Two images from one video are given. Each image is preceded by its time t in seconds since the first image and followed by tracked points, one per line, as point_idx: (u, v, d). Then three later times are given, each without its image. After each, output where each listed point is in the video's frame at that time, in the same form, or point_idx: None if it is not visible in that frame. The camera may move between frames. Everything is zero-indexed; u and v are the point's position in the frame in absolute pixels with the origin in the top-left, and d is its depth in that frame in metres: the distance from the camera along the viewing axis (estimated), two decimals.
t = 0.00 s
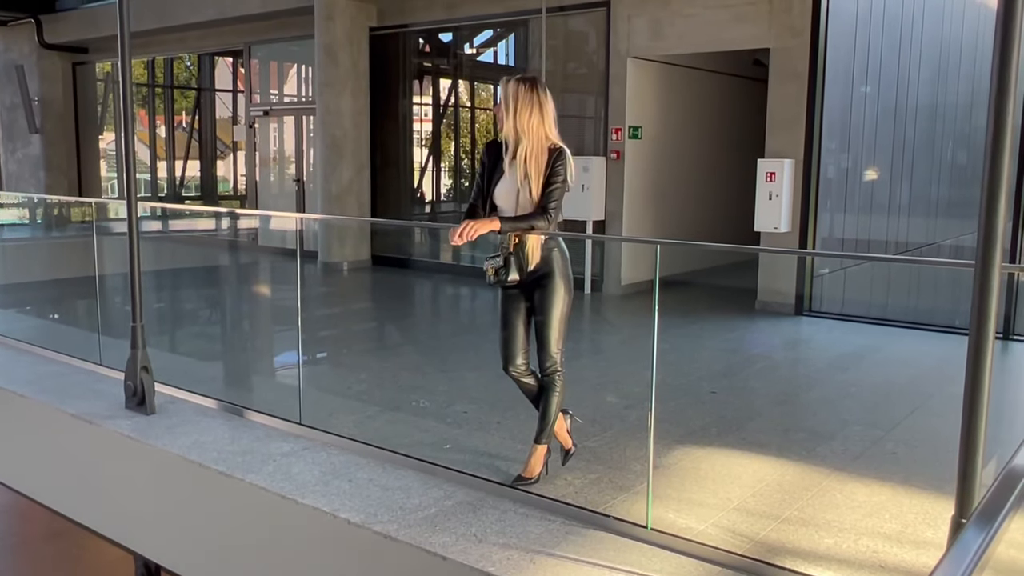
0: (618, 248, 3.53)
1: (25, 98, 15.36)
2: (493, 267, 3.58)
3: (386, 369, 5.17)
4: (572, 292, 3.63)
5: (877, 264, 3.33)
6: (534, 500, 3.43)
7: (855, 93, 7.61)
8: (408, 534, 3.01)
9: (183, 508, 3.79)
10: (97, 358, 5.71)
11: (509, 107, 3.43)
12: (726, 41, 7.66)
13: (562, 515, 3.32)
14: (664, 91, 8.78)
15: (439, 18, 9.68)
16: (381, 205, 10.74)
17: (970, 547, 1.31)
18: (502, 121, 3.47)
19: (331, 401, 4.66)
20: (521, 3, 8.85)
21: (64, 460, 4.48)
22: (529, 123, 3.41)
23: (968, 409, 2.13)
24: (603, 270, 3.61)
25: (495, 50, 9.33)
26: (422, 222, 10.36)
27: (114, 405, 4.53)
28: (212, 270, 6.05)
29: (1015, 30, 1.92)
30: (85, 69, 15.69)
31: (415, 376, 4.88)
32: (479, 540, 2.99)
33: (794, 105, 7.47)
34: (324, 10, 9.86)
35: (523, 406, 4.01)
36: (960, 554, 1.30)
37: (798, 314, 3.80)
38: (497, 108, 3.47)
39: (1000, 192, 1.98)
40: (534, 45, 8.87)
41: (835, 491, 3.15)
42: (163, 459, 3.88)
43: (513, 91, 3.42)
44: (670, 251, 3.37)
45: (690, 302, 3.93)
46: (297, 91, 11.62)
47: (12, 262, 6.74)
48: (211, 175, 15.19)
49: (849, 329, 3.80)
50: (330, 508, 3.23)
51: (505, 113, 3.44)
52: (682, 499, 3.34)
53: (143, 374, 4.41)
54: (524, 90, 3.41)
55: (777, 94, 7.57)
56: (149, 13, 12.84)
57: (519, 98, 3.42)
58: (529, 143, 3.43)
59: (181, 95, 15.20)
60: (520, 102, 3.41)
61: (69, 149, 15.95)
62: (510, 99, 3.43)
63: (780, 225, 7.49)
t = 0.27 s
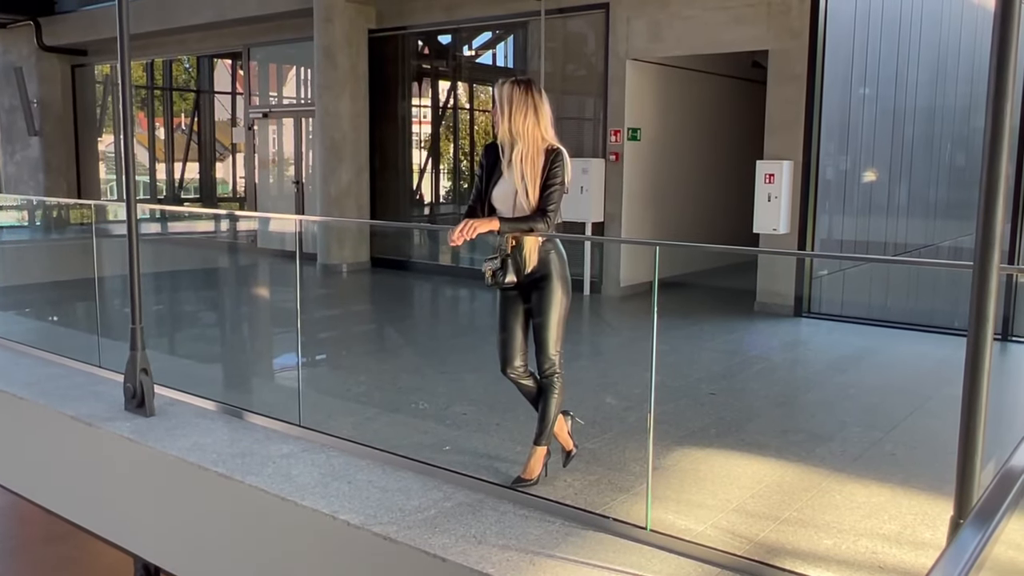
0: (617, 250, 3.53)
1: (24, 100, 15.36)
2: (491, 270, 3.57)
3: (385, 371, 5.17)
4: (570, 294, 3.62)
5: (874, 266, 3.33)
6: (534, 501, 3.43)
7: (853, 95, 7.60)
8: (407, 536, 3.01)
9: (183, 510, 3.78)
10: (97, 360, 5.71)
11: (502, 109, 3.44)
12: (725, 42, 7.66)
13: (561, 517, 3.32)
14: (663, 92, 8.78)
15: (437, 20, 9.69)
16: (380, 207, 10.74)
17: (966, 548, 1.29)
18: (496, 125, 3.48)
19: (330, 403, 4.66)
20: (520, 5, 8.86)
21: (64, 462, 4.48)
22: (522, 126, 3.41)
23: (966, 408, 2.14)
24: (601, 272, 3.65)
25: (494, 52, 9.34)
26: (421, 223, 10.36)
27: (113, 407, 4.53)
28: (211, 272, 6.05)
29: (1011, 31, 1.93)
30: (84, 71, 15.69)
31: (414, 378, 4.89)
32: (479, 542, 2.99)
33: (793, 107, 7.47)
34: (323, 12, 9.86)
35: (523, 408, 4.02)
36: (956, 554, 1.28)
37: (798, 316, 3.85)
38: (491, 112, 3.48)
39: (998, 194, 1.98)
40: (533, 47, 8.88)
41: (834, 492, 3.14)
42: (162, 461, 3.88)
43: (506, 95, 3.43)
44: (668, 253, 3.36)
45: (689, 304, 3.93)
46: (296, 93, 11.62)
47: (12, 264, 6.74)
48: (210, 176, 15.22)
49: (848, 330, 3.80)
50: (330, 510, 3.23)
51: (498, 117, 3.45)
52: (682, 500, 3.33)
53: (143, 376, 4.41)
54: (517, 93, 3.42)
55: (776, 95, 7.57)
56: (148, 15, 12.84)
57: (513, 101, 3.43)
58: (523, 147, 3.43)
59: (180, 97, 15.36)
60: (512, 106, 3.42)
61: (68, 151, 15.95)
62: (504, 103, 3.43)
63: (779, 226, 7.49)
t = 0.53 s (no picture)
0: (616, 251, 3.53)
1: (23, 102, 15.34)
2: (491, 271, 3.56)
3: (384, 372, 5.17)
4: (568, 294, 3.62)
5: (872, 267, 3.33)
6: (533, 502, 3.43)
7: (851, 96, 7.59)
8: (407, 537, 3.01)
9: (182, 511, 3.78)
10: (96, 362, 5.71)
11: (500, 110, 3.44)
12: (724, 43, 7.67)
13: (561, 518, 3.31)
14: (661, 93, 8.79)
15: (436, 22, 9.70)
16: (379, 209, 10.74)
17: (962, 548, 1.29)
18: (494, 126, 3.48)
19: (329, 404, 4.67)
20: (518, 6, 8.87)
21: (62, 464, 4.48)
22: (520, 127, 3.42)
23: (964, 408, 2.14)
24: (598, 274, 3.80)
25: (493, 54, 9.34)
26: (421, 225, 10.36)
27: (113, 408, 4.53)
28: (210, 273, 6.05)
29: (1009, 32, 1.94)
30: (82, 72, 15.70)
31: (413, 379, 4.89)
32: (478, 543, 2.99)
33: (792, 108, 7.48)
34: (322, 14, 9.86)
35: (522, 408, 4.02)
36: (952, 554, 1.28)
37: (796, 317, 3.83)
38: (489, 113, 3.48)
39: (996, 195, 1.99)
40: (531, 48, 8.89)
41: (833, 492, 3.14)
42: (161, 463, 3.88)
43: (503, 96, 3.43)
44: (666, 253, 3.35)
45: (688, 305, 3.94)
46: (295, 95, 11.62)
47: (11, 266, 6.74)
48: (209, 177, 15.22)
49: (847, 331, 3.80)
50: (329, 511, 3.23)
51: (496, 118, 3.45)
52: (680, 501, 3.32)
53: (142, 378, 4.41)
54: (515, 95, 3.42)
55: (774, 96, 7.58)
56: (147, 16, 12.84)
57: (510, 102, 3.43)
58: (521, 148, 3.43)
59: (181, 98, 15.44)
60: (510, 107, 3.42)
61: (67, 153, 15.95)
62: (502, 104, 3.43)
63: (777, 227, 7.49)
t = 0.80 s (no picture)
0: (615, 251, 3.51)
1: (21, 103, 15.33)
2: (490, 272, 3.56)
3: (383, 373, 5.17)
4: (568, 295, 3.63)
5: (870, 266, 3.33)
6: (532, 502, 3.42)
7: (849, 96, 7.58)
8: (406, 537, 3.01)
9: (181, 513, 3.78)
10: (94, 364, 5.71)
11: (503, 110, 3.45)
12: (722, 44, 7.67)
13: (560, 518, 3.31)
14: (659, 93, 8.78)
15: (434, 22, 9.70)
16: (377, 209, 10.74)
17: (959, 546, 1.28)
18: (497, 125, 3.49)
19: (327, 404, 4.66)
20: (516, 7, 8.87)
21: (61, 466, 4.47)
22: (522, 128, 3.42)
23: (961, 408, 2.14)
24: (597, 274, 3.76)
25: (491, 54, 9.34)
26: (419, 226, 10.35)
27: (111, 410, 4.52)
28: (208, 275, 6.05)
29: (1006, 32, 1.94)
30: (80, 74, 15.70)
31: (412, 380, 4.89)
32: (477, 543, 2.99)
33: (789, 109, 7.49)
34: (320, 16, 9.86)
35: (520, 409, 4.01)
36: (948, 553, 1.27)
37: (794, 318, 3.86)
38: (493, 113, 3.49)
39: (992, 196, 1.99)
40: (529, 49, 8.90)
41: (831, 492, 3.14)
42: (160, 464, 3.88)
43: (507, 96, 3.43)
44: (665, 252, 3.36)
45: (686, 305, 3.94)
46: (292, 96, 11.62)
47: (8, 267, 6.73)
48: (206, 178, 15.03)
49: (845, 330, 3.80)
50: (328, 512, 3.23)
51: (500, 118, 3.46)
52: (678, 500, 3.33)
53: (140, 379, 4.41)
54: (519, 95, 3.42)
55: (772, 97, 7.58)
56: (144, 18, 12.84)
57: (514, 103, 3.44)
58: (524, 148, 3.44)
59: (179, 100, 15.21)
60: (513, 107, 3.43)
61: (66, 154, 15.94)
62: (506, 104, 3.44)
63: (776, 227, 7.49)
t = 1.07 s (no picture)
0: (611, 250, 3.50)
1: (18, 103, 15.31)
2: (495, 269, 3.60)
3: (381, 373, 5.17)
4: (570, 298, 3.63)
5: (867, 265, 3.34)
6: (529, 502, 3.42)
7: (845, 96, 7.60)
8: (403, 537, 3.01)
9: (178, 513, 3.77)
10: (91, 364, 5.70)
11: (513, 108, 3.46)
12: (719, 44, 7.67)
13: (557, 517, 3.30)
14: (657, 93, 8.78)
15: (431, 22, 9.70)
16: (374, 209, 10.74)
17: (953, 543, 1.27)
18: (507, 124, 3.50)
19: (324, 404, 4.66)
20: (513, 6, 8.87)
21: (57, 466, 4.47)
22: (531, 127, 3.43)
23: (957, 406, 2.13)
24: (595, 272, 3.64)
25: (488, 54, 9.34)
26: (416, 226, 10.34)
27: (108, 410, 4.52)
28: (205, 275, 6.05)
29: (1002, 30, 1.94)
30: (77, 74, 15.68)
31: (409, 380, 4.88)
32: (474, 543, 2.99)
33: (786, 108, 7.50)
34: (317, 15, 9.85)
35: (517, 409, 4.01)
36: (943, 550, 1.26)
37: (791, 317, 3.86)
38: (504, 112, 3.50)
39: (988, 194, 1.99)
40: (527, 48, 8.90)
41: (828, 491, 3.14)
42: (157, 465, 3.88)
43: (517, 96, 3.44)
44: (663, 252, 3.36)
45: (683, 305, 3.94)
46: (290, 95, 11.61)
47: (5, 268, 6.72)
48: (204, 180, 14.91)
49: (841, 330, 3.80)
50: (325, 512, 3.23)
51: (510, 117, 3.47)
52: (676, 500, 3.33)
53: (137, 379, 4.41)
54: (529, 95, 3.42)
55: (769, 96, 7.60)
56: (141, 18, 12.82)
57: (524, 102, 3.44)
58: (532, 148, 3.44)
59: (174, 100, 15.38)
60: (522, 107, 3.43)
61: (63, 155, 15.93)
62: (516, 103, 3.45)
63: (773, 227, 7.49)
